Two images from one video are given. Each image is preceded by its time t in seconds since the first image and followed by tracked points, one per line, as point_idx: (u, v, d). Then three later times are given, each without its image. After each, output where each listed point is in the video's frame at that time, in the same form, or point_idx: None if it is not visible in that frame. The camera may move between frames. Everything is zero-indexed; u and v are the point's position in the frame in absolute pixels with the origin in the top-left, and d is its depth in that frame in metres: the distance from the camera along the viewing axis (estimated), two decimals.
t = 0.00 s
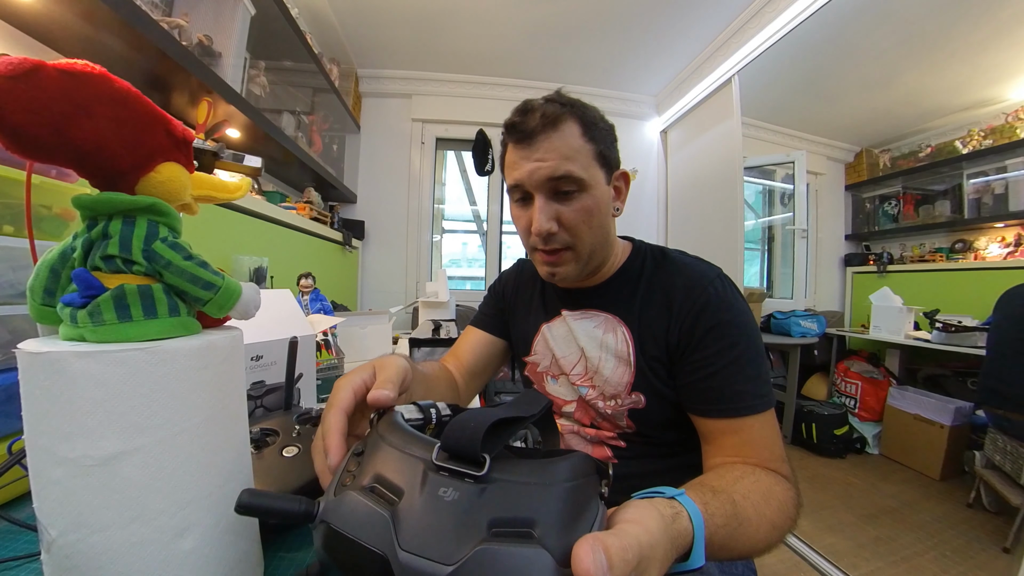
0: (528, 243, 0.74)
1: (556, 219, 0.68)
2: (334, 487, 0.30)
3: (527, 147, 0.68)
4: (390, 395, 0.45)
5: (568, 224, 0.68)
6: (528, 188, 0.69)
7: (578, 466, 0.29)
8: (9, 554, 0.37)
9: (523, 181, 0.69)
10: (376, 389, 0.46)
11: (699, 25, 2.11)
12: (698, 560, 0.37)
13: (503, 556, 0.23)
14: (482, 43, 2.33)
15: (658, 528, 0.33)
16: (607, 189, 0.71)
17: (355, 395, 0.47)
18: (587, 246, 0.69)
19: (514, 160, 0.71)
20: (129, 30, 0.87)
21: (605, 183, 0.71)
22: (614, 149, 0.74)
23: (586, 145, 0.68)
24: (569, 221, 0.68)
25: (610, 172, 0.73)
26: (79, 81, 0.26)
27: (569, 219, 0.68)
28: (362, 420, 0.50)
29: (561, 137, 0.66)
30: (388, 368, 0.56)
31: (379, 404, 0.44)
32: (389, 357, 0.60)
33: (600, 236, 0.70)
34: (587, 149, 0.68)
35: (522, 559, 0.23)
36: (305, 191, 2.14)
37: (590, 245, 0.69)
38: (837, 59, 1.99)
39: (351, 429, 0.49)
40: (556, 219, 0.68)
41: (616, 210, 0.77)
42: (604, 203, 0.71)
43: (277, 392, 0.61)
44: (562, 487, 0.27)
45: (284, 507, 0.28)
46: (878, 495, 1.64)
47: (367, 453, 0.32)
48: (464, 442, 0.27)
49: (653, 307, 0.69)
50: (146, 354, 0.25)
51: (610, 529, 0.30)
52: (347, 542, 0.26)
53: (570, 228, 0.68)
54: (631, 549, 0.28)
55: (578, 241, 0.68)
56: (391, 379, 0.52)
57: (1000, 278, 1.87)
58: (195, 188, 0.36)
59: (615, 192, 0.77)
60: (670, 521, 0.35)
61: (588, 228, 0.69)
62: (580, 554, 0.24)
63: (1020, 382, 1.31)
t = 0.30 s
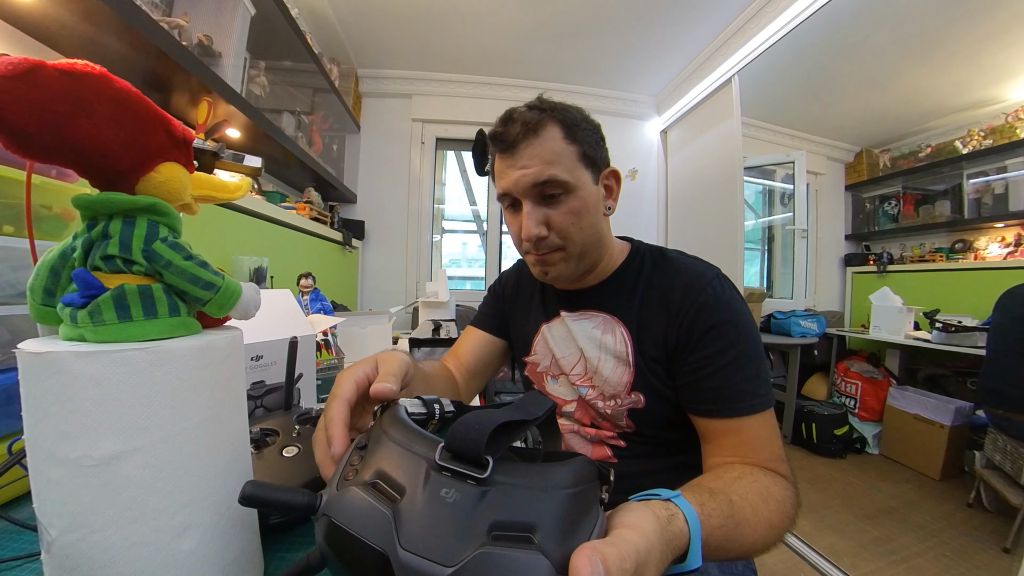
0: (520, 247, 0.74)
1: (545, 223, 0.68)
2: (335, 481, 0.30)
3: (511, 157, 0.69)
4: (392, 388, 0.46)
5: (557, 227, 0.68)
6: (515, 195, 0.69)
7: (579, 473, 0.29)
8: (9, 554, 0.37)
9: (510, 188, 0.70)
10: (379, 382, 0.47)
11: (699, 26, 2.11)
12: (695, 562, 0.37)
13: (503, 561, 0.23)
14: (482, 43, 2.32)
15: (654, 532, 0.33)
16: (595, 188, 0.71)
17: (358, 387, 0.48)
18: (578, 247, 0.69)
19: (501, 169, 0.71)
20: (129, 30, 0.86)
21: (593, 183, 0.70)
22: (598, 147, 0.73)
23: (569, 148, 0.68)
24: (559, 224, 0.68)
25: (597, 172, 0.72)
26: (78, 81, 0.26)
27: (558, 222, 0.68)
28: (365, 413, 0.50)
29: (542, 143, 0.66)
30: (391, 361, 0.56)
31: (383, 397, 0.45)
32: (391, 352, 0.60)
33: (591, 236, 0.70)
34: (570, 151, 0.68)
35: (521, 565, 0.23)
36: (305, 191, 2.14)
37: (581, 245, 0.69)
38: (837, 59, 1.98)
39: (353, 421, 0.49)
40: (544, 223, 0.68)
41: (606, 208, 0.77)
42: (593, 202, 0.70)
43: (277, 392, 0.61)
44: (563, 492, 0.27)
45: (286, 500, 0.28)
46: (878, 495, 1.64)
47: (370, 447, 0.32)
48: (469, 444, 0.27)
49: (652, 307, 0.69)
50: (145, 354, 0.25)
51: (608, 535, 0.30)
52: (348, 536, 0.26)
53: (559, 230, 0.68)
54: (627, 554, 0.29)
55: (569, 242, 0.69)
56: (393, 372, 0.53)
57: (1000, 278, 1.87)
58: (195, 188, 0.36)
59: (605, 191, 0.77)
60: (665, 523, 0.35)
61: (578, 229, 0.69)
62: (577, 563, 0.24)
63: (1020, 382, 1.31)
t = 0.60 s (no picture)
0: (520, 248, 0.74)
1: (543, 224, 0.68)
2: (331, 478, 0.30)
3: (509, 159, 0.69)
4: (385, 391, 0.45)
5: (555, 228, 0.68)
6: (513, 196, 0.69)
7: (572, 464, 0.29)
8: (10, 554, 0.38)
9: (508, 190, 0.70)
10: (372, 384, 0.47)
11: (699, 26, 2.11)
12: (691, 555, 0.37)
13: (497, 550, 0.23)
14: (482, 43, 2.32)
15: (648, 522, 0.33)
16: (592, 189, 0.71)
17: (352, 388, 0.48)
18: (577, 246, 0.69)
19: (500, 171, 0.71)
20: (129, 30, 0.87)
21: (591, 184, 0.71)
22: (596, 148, 0.73)
23: (566, 149, 0.68)
24: (557, 225, 0.68)
25: (595, 172, 0.72)
26: (78, 81, 0.26)
27: (556, 222, 0.68)
28: (359, 414, 0.49)
29: (539, 144, 0.66)
30: (386, 363, 0.56)
31: (376, 399, 0.45)
32: (386, 353, 0.60)
33: (589, 236, 0.70)
34: (567, 152, 0.68)
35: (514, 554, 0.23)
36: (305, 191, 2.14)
37: (579, 245, 0.69)
38: (837, 59, 1.99)
39: (347, 422, 0.49)
40: (542, 223, 0.68)
41: (604, 209, 0.77)
42: (591, 202, 0.70)
43: (277, 392, 0.61)
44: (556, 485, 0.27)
45: (280, 498, 0.28)
46: (878, 495, 1.64)
47: (365, 445, 0.32)
48: (462, 438, 0.28)
49: (650, 307, 0.69)
50: (143, 353, 0.25)
51: (602, 526, 0.30)
52: (343, 532, 0.26)
53: (559, 230, 0.68)
54: (620, 540, 0.29)
55: (568, 242, 0.69)
56: (388, 374, 0.52)
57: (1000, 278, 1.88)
58: (195, 188, 0.36)
59: (603, 191, 0.77)
60: (661, 515, 0.35)
61: (576, 229, 0.69)
62: (570, 551, 0.24)
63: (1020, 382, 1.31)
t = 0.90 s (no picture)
0: (519, 247, 0.74)
1: (543, 223, 0.68)
2: (329, 477, 0.30)
3: (509, 158, 0.69)
4: (383, 392, 0.45)
5: (554, 227, 0.68)
6: (513, 195, 0.69)
7: (570, 462, 0.29)
8: (10, 554, 0.38)
9: (508, 189, 0.70)
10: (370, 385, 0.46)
11: (699, 25, 2.11)
12: (690, 555, 0.37)
13: (494, 545, 0.23)
14: (482, 43, 2.32)
15: (647, 520, 0.33)
16: (592, 189, 0.71)
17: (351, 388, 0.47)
18: (576, 246, 0.69)
19: (499, 170, 0.71)
20: (129, 30, 0.87)
21: (591, 184, 0.71)
22: (596, 148, 0.73)
23: (566, 148, 0.68)
24: (556, 224, 0.68)
25: (595, 172, 0.72)
26: (78, 81, 0.26)
27: (555, 222, 0.68)
28: (357, 415, 0.49)
29: (540, 143, 0.66)
30: (385, 363, 0.56)
31: (373, 400, 0.44)
32: (385, 353, 0.60)
33: (589, 235, 0.70)
34: (567, 151, 0.67)
35: (512, 548, 0.23)
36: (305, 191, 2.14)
37: (578, 245, 0.69)
38: (837, 59, 1.98)
39: (346, 423, 0.48)
40: (542, 223, 0.68)
41: (604, 209, 0.77)
42: (591, 202, 0.70)
43: (277, 392, 0.61)
44: (553, 480, 0.27)
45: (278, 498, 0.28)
46: (878, 495, 1.64)
47: (363, 445, 0.32)
48: (460, 435, 0.28)
49: (650, 307, 0.69)
50: (143, 353, 0.25)
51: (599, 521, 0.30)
52: (341, 530, 0.26)
53: (558, 230, 0.68)
54: (616, 533, 0.29)
55: (568, 242, 0.69)
56: (386, 375, 0.52)
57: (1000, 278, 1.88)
58: (195, 188, 0.36)
59: (603, 191, 0.77)
60: (661, 514, 0.35)
61: (576, 228, 0.69)
62: (568, 544, 0.24)
63: (1020, 382, 1.31)
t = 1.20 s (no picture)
0: (519, 247, 0.74)
1: (543, 223, 0.68)
2: (327, 477, 0.30)
3: (509, 158, 0.69)
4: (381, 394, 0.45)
5: (555, 227, 0.68)
6: (513, 195, 0.69)
7: (568, 460, 0.29)
8: (9, 554, 0.37)
9: (508, 189, 0.70)
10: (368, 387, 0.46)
11: (699, 26, 2.11)
12: (691, 556, 0.37)
13: (493, 543, 0.23)
14: (482, 43, 2.32)
15: (647, 519, 0.33)
16: (592, 189, 0.71)
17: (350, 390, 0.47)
18: (577, 246, 0.69)
19: (500, 169, 0.71)
20: (129, 31, 0.87)
21: (591, 184, 0.71)
22: (596, 148, 0.73)
23: (566, 148, 0.67)
24: (556, 224, 0.68)
25: (595, 172, 0.72)
26: (78, 81, 0.26)
27: (555, 222, 0.68)
28: (355, 416, 0.49)
29: (540, 142, 0.66)
30: (384, 364, 0.56)
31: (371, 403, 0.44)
32: (385, 354, 0.60)
33: (589, 235, 0.70)
34: (567, 151, 0.67)
35: (511, 545, 0.23)
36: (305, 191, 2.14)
37: (578, 246, 0.69)
38: (837, 59, 1.98)
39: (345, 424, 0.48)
40: (542, 222, 0.68)
41: (604, 210, 0.77)
42: (591, 202, 0.70)
43: (277, 392, 0.61)
44: (551, 478, 0.27)
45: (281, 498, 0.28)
46: (878, 495, 1.64)
47: (361, 445, 0.32)
48: (457, 434, 0.28)
49: (650, 307, 0.69)
50: (143, 354, 0.25)
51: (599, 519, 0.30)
52: (340, 530, 0.26)
53: (558, 229, 0.68)
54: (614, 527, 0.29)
55: (568, 241, 0.69)
56: (386, 376, 0.52)
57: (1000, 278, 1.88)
58: (195, 188, 0.36)
59: (604, 190, 0.77)
60: (661, 514, 0.35)
61: (576, 228, 0.69)
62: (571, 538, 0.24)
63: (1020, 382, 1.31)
